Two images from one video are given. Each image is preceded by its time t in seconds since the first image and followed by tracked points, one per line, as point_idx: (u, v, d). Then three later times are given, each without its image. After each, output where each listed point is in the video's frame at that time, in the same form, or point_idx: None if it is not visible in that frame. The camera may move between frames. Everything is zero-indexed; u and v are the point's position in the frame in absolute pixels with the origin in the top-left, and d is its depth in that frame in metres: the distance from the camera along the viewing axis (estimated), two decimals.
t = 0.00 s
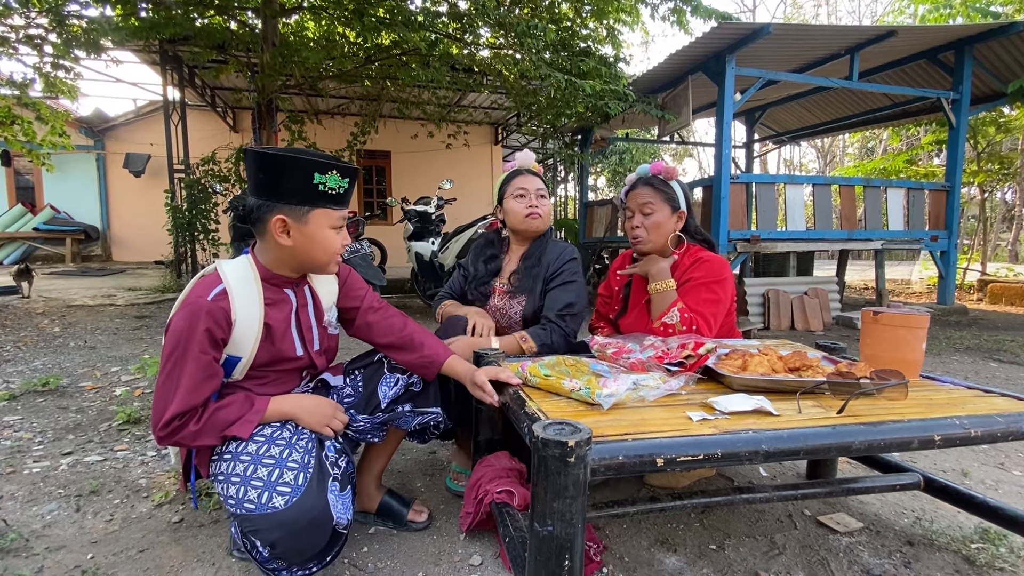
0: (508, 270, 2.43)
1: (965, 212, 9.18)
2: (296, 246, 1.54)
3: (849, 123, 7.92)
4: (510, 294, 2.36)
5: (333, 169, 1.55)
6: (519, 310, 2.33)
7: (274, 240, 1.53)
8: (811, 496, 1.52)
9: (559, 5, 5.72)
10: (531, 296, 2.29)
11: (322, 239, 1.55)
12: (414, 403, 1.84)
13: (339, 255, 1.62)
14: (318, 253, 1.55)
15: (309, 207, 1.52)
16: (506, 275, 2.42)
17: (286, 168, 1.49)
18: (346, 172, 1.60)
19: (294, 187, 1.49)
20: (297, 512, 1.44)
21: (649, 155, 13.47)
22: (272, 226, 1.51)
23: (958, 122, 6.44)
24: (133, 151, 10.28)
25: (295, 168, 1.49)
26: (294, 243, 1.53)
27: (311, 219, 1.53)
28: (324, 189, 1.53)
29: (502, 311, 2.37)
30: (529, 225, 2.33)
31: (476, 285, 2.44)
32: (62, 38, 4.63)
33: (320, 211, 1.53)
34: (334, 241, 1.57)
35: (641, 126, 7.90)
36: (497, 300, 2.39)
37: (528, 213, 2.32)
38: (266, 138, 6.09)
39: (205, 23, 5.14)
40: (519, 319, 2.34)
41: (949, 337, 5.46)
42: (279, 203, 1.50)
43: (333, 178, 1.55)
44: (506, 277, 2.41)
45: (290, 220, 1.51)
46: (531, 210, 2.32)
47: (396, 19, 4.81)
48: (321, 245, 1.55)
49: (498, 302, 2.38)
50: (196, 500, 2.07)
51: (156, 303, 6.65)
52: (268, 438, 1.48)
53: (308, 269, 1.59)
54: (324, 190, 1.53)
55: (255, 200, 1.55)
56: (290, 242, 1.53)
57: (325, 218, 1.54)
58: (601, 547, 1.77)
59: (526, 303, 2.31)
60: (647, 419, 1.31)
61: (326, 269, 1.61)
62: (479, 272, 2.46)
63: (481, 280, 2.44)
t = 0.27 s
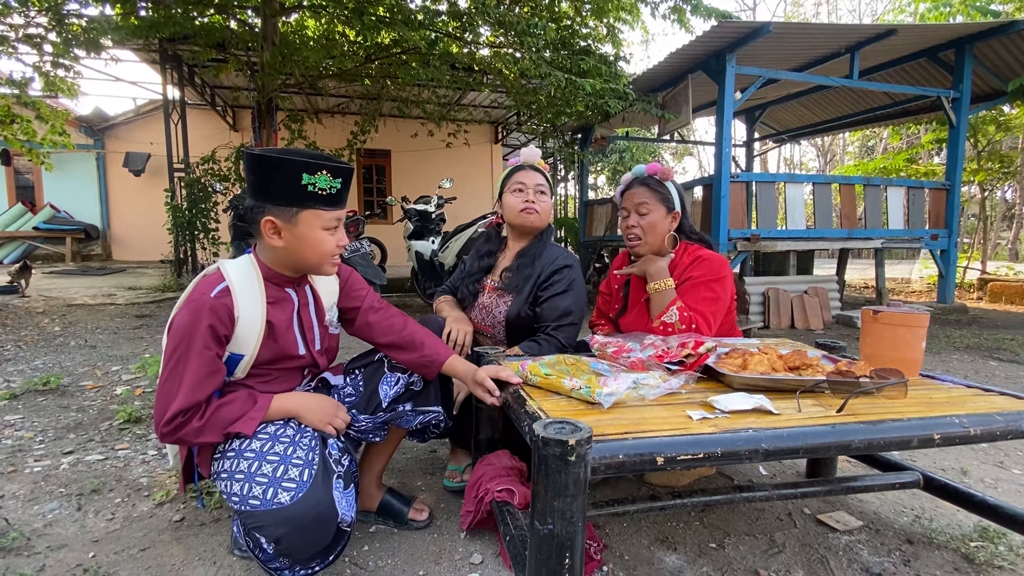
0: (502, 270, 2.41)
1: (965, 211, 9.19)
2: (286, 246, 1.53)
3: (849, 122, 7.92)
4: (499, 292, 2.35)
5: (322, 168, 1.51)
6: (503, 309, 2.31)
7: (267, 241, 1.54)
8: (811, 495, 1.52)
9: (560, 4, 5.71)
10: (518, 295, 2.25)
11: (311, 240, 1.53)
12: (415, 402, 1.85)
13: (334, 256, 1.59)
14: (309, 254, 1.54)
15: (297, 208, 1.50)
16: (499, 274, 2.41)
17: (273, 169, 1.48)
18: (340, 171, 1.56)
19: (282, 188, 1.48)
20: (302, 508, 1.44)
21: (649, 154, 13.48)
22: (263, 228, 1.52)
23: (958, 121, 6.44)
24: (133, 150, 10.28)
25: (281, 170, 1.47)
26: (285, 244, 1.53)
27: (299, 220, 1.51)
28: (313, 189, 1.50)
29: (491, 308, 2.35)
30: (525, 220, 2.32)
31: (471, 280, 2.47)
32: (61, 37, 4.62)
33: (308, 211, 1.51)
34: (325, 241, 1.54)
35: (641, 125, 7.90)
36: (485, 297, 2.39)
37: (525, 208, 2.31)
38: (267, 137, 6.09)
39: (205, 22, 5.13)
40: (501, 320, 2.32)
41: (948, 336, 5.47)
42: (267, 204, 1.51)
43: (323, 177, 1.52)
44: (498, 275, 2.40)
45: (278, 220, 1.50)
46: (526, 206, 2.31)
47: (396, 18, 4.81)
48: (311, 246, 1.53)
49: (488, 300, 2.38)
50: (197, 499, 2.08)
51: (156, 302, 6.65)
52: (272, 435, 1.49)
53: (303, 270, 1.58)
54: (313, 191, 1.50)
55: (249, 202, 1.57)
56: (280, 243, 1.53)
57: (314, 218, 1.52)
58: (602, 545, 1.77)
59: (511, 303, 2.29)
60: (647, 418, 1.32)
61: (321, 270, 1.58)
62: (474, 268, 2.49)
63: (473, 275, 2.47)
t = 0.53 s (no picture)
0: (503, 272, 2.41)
1: (965, 210, 9.19)
2: (282, 244, 1.53)
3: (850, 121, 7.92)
4: (499, 295, 2.35)
5: (315, 167, 1.50)
6: (502, 313, 2.32)
7: (264, 240, 1.55)
8: (811, 493, 1.53)
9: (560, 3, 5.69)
10: (518, 299, 2.27)
11: (305, 238, 1.52)
12: (415, 403, 1.85)
13: (330, 255, 1.57)
14: (304, 253, 1.53)
15: (290, 207, 1.50)
16: (499, 276, 2.41)
17: (266, 168, 1.48)
18: (335, 169, 1.54)
19: (274, 187, 1.48)
20: (304, 506, 1.44)
21: (649, 153, 13.48)
22: (259, 227, 1.53)
23: (958, 120, 6.44)
24: (133, 150, 10.28)
25: (273, 169, 1.48)
26: (280, 242, 1.53)
27: (293, 219, 1.50)
28: (305, 188, 1.49)
29: (489, 311, 2.36)
30: (523, 220, 2.32)
31: (471, 282, 2.48)
32: (61, 37, 4.62)
33: (302, 210, 1.50)
34: (319, 240, 1.53)
35: (641, 124, 7.91)
36: (485, 299, 2.40)
37: (522, 208, 2.30)
38: (267, 136, 6.10)
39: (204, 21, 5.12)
40: (500, 323, 2.34)
41: (948, 335, 5.47)
42: (262, 203, 1.51)
43: (316, 176, 1.51)
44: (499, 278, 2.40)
45: (272, 218, 1.51)
46: (524, 207, 2.30)
47: (396, 16, 4.81)
48: (306, 244, 1.52)
49: (487, 302, 2.38)
50: (198, 498, 2.08)
51: (156, 301, 6.65)
52: (274, 434, 1.49)
53: (301, 269, 1.58)
54: (305, 189, 1.49)
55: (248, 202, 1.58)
56: (276, 242, 1.53)
57: (308, 217, 1.51)
58: (602, 544, 1.78)
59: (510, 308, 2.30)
60: (647, 417, 1.32)
61: (318, 269, 1.58)
62: (475, 268, 2.49)
63: (475, 276, 2.48)
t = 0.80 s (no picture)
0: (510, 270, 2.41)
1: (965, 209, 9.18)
2: (283, 248, 1.53)
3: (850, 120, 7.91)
4: (509, 291, 2.35)
5: (318, 172, 1.49)
6: (514, 308, 2.32)
7: (265, 243, 1.55)
8: (811, 492, 1.53)
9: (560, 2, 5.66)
10: (531, 295, 2.27)
11: (306, 243, 1.52)
12: (413, 401, 1.86)
13: (331, 260, 1.57)
14: (304, 257, 1.53)
15: (292, 211, 1.49)
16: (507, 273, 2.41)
17: (269, 171, 1.48)
18: (339, 174, 1.53)
19: (276, 191, 1.48)
20: (290, 498, 1.43)
21: (649, 152, 13.47)
22: (260, 230, 1.53)
23: (959, 119, 6.43)
24: (133, 149, 10.29)
25: (276, 173, 1.47)
26: (281, 246, 1.53)
27: (295, 223, 1.50)
28: (307, 193, 1.48)
29: (498, 307, 2.36)
30: (526, 221, 2.32)
31: (477, 278, 2.44)
32: (61, 36, 4.62)
33: (304, 215, 1.50)
34: (320, 246, 1.53)
35: (642, 123, 7.91)
36: (494, 296, 2.38)
37: (526, 209, 2.30)
38: (267, 135, 6.10)
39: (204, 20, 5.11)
40: (513, 318, 2.33)
41: (949, 334, 5.47)
42: (264, 206, 1.51)
43: (320, 181, 1.49)
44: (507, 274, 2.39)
45: (274, 222, 1.50)
46: (529, 206, 2.30)
47: (396, 15, 4.80)
48: (307, 249, 1.52)
49: (496, 299, 2.37)
50: (199, 497, 2.08)
51: (157, 300, 6.66)
52: (264, 429, 1.49)
53: (301, 273, 1.58)
54: (308, 194, 1.48)
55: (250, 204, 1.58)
56: (277, 245, 1.53)
57: (310, 222, 1.51)
58: (602, 542, 1.78)
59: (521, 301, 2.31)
60: (647, 416, 1.32)
61: (319, 274, 1.58)
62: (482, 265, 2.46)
63: (482, 273, 2.44)
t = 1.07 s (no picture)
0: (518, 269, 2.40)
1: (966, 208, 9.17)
2: (282, 249, 1.53)
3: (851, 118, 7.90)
4: (517, 292, 2.34)
5: (322, 173, 1.49)
6: (523, 308, 2.31)
7: (265, 243, 1.54)
8: (811, 491, 1.53)
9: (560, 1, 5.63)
10: (539, 294, 2.26)
11: (307, 245, 1.52)
12: (409, 402, 1.85)
13: (331, 263, 1.58)
14: (304, 259, 1.53)
15: (293, 213, 1.49)
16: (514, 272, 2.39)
17: (271, 171, 1.47)
18: (342, 177, 1.54)
19: (280, 192, 1.47)
20: (276, 502, 1.43)
21: (649, 150, 13.46)
22: (260, 231, 1.52)
23: (959, 117, 6.43)
24: (133, 148, 10.29)
25: (279, 173, 1.46)
26: (280, 247, 1.52)
27: (296, 225, 1.50)
28: (311, 194, 1.48)
29: (506, 307, 2.35)
30: (537, 222, 2.32)
31: (485, 276, 2.42)
32: (61, 34, 4.62)
33: (305, 216, 1.50)
34: (320, 248, 1.53)
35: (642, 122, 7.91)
36: (502, 296, 2.37)
37: (537, 211, 2.30)
38: (267, 135, 6.10)
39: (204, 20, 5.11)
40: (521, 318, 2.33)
41: (949, 333, 5.46)
42: (265, 206, 1.50)
43: (323, 183, 1.50)
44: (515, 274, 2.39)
45: (275, 223, 1.50)
46: (540, 207, 2.30)
47: (396, 14, 4.79)
48: (307, 251, 1.52)
49: (504, 300, 2.36)
50: (199, 496, 2.09)
51: (157, 300, 6.66)
52: (253, 431, 1.49)
53: (300, 275, 1.58)
54: (311, 195, 1.49)
55: (250, 203, 1.57)
56: (277, 246, 1.53)
57: (312, 224, 1.51)
58: (602, 541, 1.78)
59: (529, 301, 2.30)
60: (647, 415, 1.32)
61: (317, 276, 1.58)
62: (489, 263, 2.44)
63: (492, 273, 2.42)
